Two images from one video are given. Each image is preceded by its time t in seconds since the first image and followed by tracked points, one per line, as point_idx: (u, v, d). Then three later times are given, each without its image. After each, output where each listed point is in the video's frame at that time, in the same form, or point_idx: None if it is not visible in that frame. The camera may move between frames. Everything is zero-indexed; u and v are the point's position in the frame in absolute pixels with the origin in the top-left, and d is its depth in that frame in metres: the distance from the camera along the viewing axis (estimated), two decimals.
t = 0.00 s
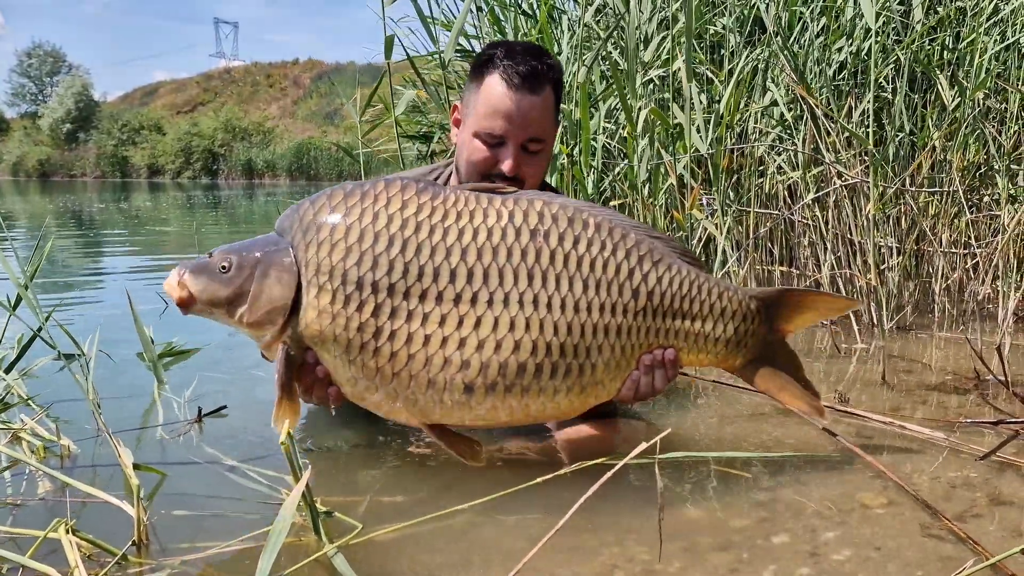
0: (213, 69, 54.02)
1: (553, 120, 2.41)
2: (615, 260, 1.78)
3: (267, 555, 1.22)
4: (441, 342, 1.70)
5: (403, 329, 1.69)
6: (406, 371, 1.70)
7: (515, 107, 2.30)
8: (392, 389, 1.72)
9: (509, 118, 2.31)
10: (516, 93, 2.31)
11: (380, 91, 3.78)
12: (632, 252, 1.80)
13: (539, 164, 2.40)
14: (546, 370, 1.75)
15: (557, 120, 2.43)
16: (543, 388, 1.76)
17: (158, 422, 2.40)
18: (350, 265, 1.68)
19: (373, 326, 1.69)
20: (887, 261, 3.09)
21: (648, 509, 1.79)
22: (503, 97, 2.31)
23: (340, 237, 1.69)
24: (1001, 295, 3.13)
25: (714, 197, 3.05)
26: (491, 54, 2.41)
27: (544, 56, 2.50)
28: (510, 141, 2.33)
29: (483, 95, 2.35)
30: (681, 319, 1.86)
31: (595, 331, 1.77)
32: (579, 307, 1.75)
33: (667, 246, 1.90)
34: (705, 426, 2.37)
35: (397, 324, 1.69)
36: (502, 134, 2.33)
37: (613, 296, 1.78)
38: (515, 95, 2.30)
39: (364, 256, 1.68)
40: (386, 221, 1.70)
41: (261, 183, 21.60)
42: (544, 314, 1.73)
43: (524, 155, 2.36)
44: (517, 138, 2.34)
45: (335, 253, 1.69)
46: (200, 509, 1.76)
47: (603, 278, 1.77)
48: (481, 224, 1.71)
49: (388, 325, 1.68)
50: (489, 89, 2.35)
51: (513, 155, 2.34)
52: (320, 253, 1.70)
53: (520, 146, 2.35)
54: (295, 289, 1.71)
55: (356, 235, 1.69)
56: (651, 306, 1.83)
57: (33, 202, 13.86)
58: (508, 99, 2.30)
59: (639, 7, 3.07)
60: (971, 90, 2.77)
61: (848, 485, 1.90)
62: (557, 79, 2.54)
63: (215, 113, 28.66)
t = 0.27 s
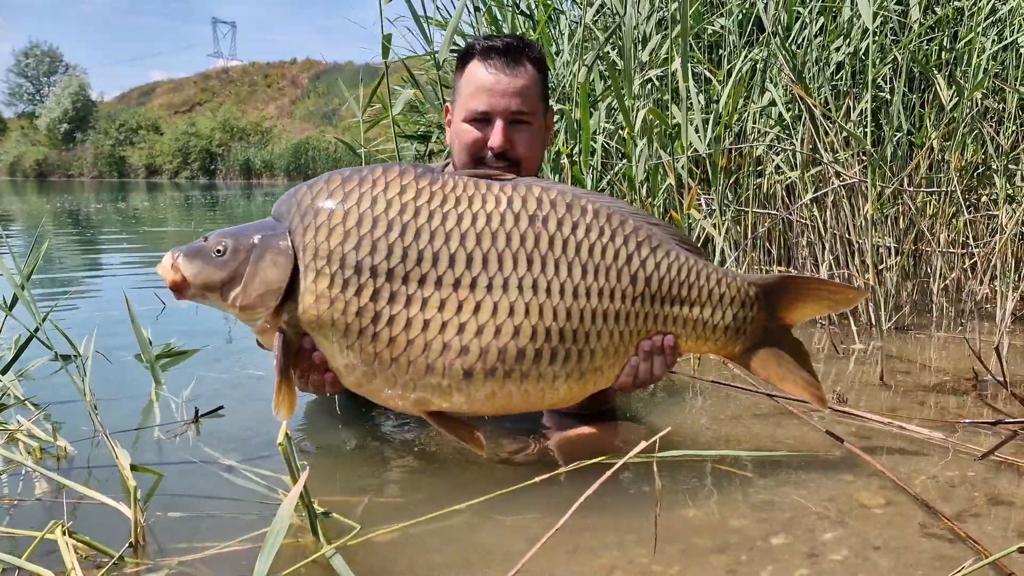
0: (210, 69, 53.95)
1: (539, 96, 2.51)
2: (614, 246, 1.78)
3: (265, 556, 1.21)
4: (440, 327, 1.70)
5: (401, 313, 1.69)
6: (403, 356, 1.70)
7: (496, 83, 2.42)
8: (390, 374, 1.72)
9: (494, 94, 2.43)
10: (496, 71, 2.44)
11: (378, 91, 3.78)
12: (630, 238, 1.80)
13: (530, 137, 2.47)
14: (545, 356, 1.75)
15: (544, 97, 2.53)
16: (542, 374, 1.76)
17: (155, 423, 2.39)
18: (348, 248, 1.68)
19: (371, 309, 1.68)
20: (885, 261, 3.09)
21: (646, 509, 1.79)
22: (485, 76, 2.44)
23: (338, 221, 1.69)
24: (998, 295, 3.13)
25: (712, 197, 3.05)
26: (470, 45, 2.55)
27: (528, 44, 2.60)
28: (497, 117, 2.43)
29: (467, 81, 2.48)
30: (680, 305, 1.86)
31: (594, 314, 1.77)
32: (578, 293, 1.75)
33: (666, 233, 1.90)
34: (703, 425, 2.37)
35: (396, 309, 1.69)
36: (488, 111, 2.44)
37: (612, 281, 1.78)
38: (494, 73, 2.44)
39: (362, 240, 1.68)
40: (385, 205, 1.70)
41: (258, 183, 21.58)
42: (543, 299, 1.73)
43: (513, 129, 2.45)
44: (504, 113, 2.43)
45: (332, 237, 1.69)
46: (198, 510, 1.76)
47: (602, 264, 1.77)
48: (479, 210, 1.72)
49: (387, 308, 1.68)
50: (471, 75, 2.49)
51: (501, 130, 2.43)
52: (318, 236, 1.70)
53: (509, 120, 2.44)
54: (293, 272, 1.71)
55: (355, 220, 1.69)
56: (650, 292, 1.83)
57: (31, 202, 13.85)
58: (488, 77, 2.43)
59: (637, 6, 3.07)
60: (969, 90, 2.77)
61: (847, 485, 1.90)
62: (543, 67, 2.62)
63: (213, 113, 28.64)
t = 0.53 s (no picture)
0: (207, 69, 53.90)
1: (515, 87, 2.62)
2: (612, 241, 1.78)
3: (261, 554, 1.21)
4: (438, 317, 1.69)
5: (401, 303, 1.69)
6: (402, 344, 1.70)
7: (466, 81, 2.56)
8: (388, 366, 1.71)
9: (469, 91, 2.56)
10: (467, 70, 2.57)
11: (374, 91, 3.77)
12: (628, 234, 1.80)
13: (508, 125, 2.59)
14: (542, 349, 1.75)
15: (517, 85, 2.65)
16: (538, 367, 1.76)
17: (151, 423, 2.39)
18: (349, 237, 1.68)
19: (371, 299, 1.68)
20: (881, 261, 3.10)
21: (643, 509, 1.79)
22: (459, 77, 2.58)
23: (338, 212, 1.69)
24: (995, 294, 3.13)
25: (709, 196, 3.05)
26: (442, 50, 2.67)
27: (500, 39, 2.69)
28: (475, 113, 2.57)
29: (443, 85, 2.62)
30: (677, 301, 1.86)
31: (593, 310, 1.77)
32: (576, 287, 1.75)
33: (664, 230, 1.90)
34: (700, 425, 2.37)
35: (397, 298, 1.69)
36: (463, 108, 2.57)
37: (609, 277, 1.78)
38: (464, 71, 2.57)
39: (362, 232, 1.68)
40: (386, 196, 1.70)
41: (255, 183, 21.57)
42: (541, 292, 1.73)
43: (491, 121, 2.58)
44: (481, 107, 2.57)
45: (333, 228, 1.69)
46: (193, 510, 1.76)
47: (599, 258, 1.77)
48: (479, 203, 1.72)
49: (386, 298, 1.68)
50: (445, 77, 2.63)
51: (479, 123, 2.57)
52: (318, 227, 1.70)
53: (488, 113, 2.58)
54: (293, 262, 1.70)
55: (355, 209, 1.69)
56: (647, 288, 1.82)
57: (27, 203, 13.83)
58: (459, 76, 2.57)
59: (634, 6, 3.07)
60: (965, 90, 2.78)
61: (843, 484, 1.90)
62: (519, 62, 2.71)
63: (210, 113, 28.62)
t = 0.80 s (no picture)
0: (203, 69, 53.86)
1: (501, 95, 2.45)
2: (618, 247, 1.79)
3: (260, 556, 1.21)
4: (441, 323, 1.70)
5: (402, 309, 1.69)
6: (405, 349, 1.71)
7: (447, 89, 2.40)
8: (391, 371, 1.72)
9: (449, 100, 2.41)
10: (449, 77, 2.41)
11: (372, 91, 3.77)
12: (633, 239, 1.81)
13: (491, 136, 2.43)
14: (547, 356, 1.75)
15: (506, 90, 2.46)
16: (544, 373, 1.76)
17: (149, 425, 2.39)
18: (351, 242, 1.68)
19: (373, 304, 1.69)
20: (878, 261, 3.10)
21: (640, 510, 1.79)
22: (442, 84, 2.42)
23: (341, 219, 1.70)
24: (992, 294, 3.14)
25: (706, 197, 3.06)
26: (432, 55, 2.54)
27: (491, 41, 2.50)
28: (456, 122, 2.41)
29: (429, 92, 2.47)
30: (677, 304, 1.88)
31: (595, 316, 1.77)
32: (581, 293, 1.75)
33: (668, 233, 1.92)
34: (698, 426, 2.37)
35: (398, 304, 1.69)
36: (444, 118, 2.43)
37: (614, 282, 1.78)
38: (446, 78, 2.41)
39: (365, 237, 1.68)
40: (392, 201, 1.71)
41: (252, 183, 21.55)
42: (546, 299, 1.73)
43: (472, 132, 2.42)
44: (462, 117, 2.40)
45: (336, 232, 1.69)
46: (192, 512, 1.76)
47: (606, 264, 1.77)
48: (482, 207, 1.72)
49: (387, 303, 1.68)
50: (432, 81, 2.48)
51: (459, 135, 2.41)
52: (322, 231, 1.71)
53: (469, 124, 2.41)
54: (300, 268, 1.72)
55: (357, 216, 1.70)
56: (652, 292, 1.84)
57: (23, 202, 13.80)
58: (440, 84, 2.42)
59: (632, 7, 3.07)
60: (961, 90, 2.79)
61: (841, 484, 1.90)
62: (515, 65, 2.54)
63: (206, 113, 28.59)
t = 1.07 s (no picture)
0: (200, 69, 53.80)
1: (500, 95, 2.18)
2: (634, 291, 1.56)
3: (258, 560, 1.20)
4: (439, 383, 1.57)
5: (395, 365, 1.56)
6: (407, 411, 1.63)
7: (441, 82, 2.12)
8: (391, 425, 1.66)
9: (443, 97, 2.12)
10: (444, 73, 2.13)
11: (369, 91, 3.77)
12: (649, 275, 1.57)
13: (487, 139, 2.16)
14: (562, 412, 1.60)
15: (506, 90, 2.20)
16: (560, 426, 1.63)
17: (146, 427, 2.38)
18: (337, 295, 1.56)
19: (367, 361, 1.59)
20: (874, 261, 3.11)
21: (638, 512, 1.79)
22: (438, 78, 2.13)
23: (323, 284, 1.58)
24: (988, 295, 3.15)
25: (703, 198, 3.06)
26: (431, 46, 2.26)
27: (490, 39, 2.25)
28: (449, 123, 2.13)
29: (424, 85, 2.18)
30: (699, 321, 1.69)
31: (613, 372, 1.59)
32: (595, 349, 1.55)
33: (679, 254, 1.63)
34: (695, 426, 2.37)
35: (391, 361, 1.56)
36: (437, 116, 2.14)
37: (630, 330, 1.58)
38: (442, 72, 2.14)
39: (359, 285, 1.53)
40: (371, 263, 1.52)
41: (249, 183, 21.53)
42: (557, 361, 1.53)
43: (467, 134, 2.14)
44: (456, 118, 2.13)
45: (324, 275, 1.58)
46: (190, 514, 1.76)
47: (622, 314, 1.55)
48: (475, 273, 1.48)
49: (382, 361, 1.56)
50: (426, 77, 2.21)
51: (454, 135, 2.14)
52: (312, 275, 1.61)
53: (463, 127, 2.13)
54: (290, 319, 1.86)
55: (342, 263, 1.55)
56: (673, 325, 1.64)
57: (19, 202, 13.77)
58: (434, 77, 2.14)
59: (629, 8, 3.08)
60: (957, 92, 2.79)
61: (838, 486, 1.91)
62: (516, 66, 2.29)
63: (202, 113, 28.56)
